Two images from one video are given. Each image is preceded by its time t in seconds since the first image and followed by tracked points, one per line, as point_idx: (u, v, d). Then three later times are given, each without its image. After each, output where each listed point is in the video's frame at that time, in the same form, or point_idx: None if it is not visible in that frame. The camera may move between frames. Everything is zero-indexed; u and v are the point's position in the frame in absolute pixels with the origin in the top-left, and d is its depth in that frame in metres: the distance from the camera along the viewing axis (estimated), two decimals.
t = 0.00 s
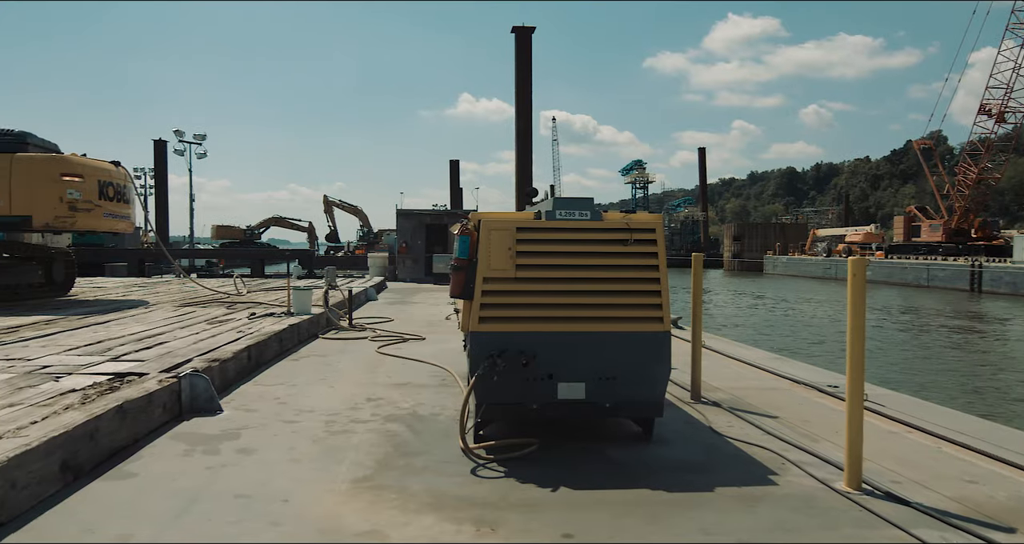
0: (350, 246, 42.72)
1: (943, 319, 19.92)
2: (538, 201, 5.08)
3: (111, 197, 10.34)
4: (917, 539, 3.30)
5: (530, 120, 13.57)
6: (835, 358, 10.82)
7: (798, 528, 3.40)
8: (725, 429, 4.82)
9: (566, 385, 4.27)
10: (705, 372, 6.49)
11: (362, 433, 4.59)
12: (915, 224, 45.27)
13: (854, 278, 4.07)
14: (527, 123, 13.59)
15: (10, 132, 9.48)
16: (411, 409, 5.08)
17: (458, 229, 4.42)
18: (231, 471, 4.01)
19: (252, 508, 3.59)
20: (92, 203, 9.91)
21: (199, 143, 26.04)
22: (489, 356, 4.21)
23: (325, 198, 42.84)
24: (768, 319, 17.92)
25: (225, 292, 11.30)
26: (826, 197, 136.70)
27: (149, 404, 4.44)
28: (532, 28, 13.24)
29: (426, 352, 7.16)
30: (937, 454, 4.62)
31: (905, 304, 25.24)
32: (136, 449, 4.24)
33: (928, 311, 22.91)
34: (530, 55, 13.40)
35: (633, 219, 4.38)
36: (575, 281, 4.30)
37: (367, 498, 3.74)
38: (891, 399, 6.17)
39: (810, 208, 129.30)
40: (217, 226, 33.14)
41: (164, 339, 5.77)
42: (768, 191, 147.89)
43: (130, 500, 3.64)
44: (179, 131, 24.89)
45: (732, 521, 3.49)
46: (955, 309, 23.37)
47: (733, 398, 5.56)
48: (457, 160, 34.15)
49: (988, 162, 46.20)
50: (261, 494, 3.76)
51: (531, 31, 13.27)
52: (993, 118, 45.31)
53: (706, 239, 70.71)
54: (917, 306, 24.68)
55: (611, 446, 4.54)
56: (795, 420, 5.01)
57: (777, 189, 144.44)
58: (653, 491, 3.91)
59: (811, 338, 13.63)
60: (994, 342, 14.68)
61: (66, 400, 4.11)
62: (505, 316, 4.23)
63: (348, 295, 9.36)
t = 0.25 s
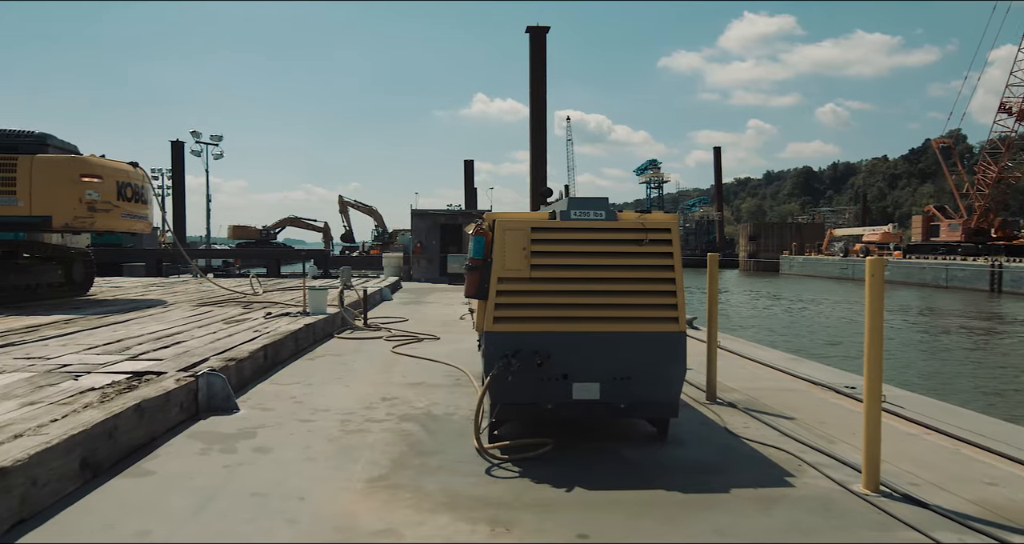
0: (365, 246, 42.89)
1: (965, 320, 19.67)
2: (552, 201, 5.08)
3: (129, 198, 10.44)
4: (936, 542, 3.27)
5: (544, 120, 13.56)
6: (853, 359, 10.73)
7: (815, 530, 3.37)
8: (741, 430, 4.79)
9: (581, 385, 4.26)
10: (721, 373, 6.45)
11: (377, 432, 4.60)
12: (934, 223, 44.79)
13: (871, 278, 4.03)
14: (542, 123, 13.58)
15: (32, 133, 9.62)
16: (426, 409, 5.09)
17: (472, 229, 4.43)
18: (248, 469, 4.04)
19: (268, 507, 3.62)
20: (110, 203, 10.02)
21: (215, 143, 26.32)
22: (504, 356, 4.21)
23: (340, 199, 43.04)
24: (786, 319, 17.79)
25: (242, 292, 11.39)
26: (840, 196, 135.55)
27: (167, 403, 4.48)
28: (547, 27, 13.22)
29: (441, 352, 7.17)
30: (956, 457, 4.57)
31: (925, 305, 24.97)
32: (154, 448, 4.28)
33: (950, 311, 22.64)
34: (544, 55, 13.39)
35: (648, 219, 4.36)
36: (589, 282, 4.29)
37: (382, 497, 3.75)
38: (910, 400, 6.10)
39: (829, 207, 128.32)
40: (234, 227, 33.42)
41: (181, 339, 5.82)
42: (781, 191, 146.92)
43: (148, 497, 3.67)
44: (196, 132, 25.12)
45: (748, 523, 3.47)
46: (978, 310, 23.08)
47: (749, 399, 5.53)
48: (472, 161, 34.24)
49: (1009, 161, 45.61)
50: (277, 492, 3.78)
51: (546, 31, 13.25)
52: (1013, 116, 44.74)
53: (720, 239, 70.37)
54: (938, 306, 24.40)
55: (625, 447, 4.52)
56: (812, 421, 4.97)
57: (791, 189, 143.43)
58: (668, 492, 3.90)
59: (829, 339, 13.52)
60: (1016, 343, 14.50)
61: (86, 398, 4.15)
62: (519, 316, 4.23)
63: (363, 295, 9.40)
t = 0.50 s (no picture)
0: (380, 247, 43.07)
1: (988, 321, 19.43)
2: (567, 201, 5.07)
3: (148, 199, 10.54)
4: None
5: (559, 120, 13.54)
6: (871, 361, 10.65)
7: (832, 533, 3.34)
8: (758, 431, 4.76)
9: (596, 386, 4.25)
10: (738, 374, 6.41)
11: (392, 432, 4.62)
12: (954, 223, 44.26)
13: (891, 278, 3.98)
14: (556, 123, 13.56)
15: (52, 134, 9.74)
16: (441, 408, 5.10)
17: (488, 229, 4.42)
18: (265, 468, 4.06)
19: (284, 505, 3.63)
20: (129, 204, 10.13)
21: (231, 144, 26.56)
22: (519, 356, 4.20)
23: (356, 199, 43.22)
24: (805, 320, 17.66)
25: (258, 292, 11.48)
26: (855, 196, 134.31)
27: (185, 402, 4.51)
28: (561, 27, 13.20)
29: (456, 352, 7.18)
30: (977, 459, 4.51)
31: (946, 305, 24.73)
32: (172, 446, 4.31)
33: (972, 311, 22.37)
34: (559, 55, 13.36)
35: (664, 219, 4.34)
36: (604, 282, 4.28)
37: (398, 496, 3.76)
38: (929, 402, 6.03)
39: (844, 207, 127.15)
40: (250, 227, 33.65)
41: (199, 338, 5.87)
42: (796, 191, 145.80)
43: (166, 496, 3.70)
44: (212, 133, 25.37)
45: (766, 524, 3.44)
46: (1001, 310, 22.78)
47: (766, 400, 5.49)
48: (488, 160, 34.20)
49: None
50: (293, 491, 3.80)
51: (561, 31, 13.23)
52: None
53: (735, 239, 69.95)
54: (959, 307, 24.13)
55: (640, 447, 4.51)
56: (829, 423, 4.93)
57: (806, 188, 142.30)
58: (684, 493, 3.87)
59: (847, 340, 13.41)
60: None
61: (105, 396, 4.20)
62: (535, 316, 4.22)
63: (378, 295, 9.43)
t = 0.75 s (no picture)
0: (395, 247, 43.25)
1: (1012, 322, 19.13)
2: (583, 201, 5.06)
3: (167, 200, 10.63)
4: None
5: (574, 120, 13.52)
6: (890, 362, 10.54)
7: (852, 536, 3.30)
8: (775, 432, 4.73)
9: (612, 386, 4.24)
10: (755, 375, 6.37)
11: (409, 432, 4.63)
12: (975, 222, 43.71)
13: (910, 279, 3.92)
14: (572, 123, 13.54)
15: (72, 137, 9.92)
16: (457, 408, 5.10)
17: (503, 229, 4.42)
18: (282, 467, 4.08)
19: (301, 504, 3.65)
20: (148, 206, 10.20)
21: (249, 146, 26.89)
22: (534, 356, 4.20)
23: (372, 200, 43.42)
24: (824, 321, 17.50)
25: (276, 292, 11.57)
26: (871, 195, 132.99)
27: (203, 401, 4.55)
28: (577, 27, 13.17)
29: (471, 352, 7.19)
30: (999, 462, 4.45)
31: (969, 306, 24.39)
32: (191, 445, 4.35)
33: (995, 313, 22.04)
34: (574, 55, 13.34)
35: (681, 219, 4.33)
36: (620, 282, 4.27)
37: (414, 496, 3.77)
38: (950, 404, 5.95)
39: (861, 206, 125.79)
40: (267, 228, 33.89)
41: (217, 338, 5.92)
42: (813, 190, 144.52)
43: (185, 494, 3.74)
44: (230, 135, 25.64)
45: (784, 526, 3.41)
46: None
47: (784, 401, 5.45)
48: (502, 161, 34.23)
49: None
50: (310, 490, 3.82)
51: (576, 31, 13.21)
52: None
53: (751, 239, 69.50)
54: (982, 308, 23.79)
55: (656, 448, 4.49)
56: (848, 424, 4.89)
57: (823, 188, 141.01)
58: (701, 494, 3.85)
59: (866, 341, 13.27)
60: None
61: (125, 395, 4.24)
62: (550, 316, 4.22)
63: (394, 295, 9.47)
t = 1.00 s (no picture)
0: (411, 248, 43.40)
1: None
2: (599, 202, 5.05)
3: (186, 201, 10.77)
4: None
5: (590, 121, 13.51)
6: (911, 364, 10.42)
7: (872, 538, 3.28)
8: (794, 435, 4.69)
9: (629, 388, 4.23)
10: (773, 377, 6.33)
11: (425, 432, 4.63)
12: (997, 222, 43.10)
13: (932, 280, 3.86)
14: (588, 124, 13.54)
15: (94, 139, 9.98)
16: (474, 409, 5.11)
17: (519, 229, 4.42)
18: (300, 467, 4.11)
19: (319, 503, 3.67)
20: (168, 207, 10.32)
21: (267, 148, 27.29)
22: (551, 357, 4.20)
23: (389, 201, 43.62)
24: (845, 322, 17.33)
25: (293, 292, 11.66)
26: (888, 195, 131.60)
27: (222, 401, 4.59)
28: (592, 28, 13.16)
29: (488, 353, 7.20)
30: None
31: (993, 308, 24.03)
32: (210, 444, 4.38)
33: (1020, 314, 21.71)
34: (590, 54, 13.31)
35: (698, 220, 4.32)
36: (637, 283, 4.26)
37: (431, 496, 3.78)
38: (973, 407, 5.88)
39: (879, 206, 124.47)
40: (284, 229, 34.14)
41: (235, 338, 5.97)
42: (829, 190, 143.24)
43: (205, 492, 3.77)
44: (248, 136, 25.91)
45: (802, 529, 3.38)
46: None
47: (803, 403, 5.40)
48: (519, 162, 34.24)
49: None
50: (327, 489, 3.84)
51: (592, 32, 13.20)
52: None
53: (768, 239, 69.02)
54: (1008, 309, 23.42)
55: (674, 450, 4.47)
56: (868, 427, 4.84)
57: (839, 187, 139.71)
58: (718, 496, 3.83)
59: (887, 342, 13.13)
60: None
61: (145, 394, 4.29)
62: (567, 317, 4.21)
63: (411, 295, 9.50)
